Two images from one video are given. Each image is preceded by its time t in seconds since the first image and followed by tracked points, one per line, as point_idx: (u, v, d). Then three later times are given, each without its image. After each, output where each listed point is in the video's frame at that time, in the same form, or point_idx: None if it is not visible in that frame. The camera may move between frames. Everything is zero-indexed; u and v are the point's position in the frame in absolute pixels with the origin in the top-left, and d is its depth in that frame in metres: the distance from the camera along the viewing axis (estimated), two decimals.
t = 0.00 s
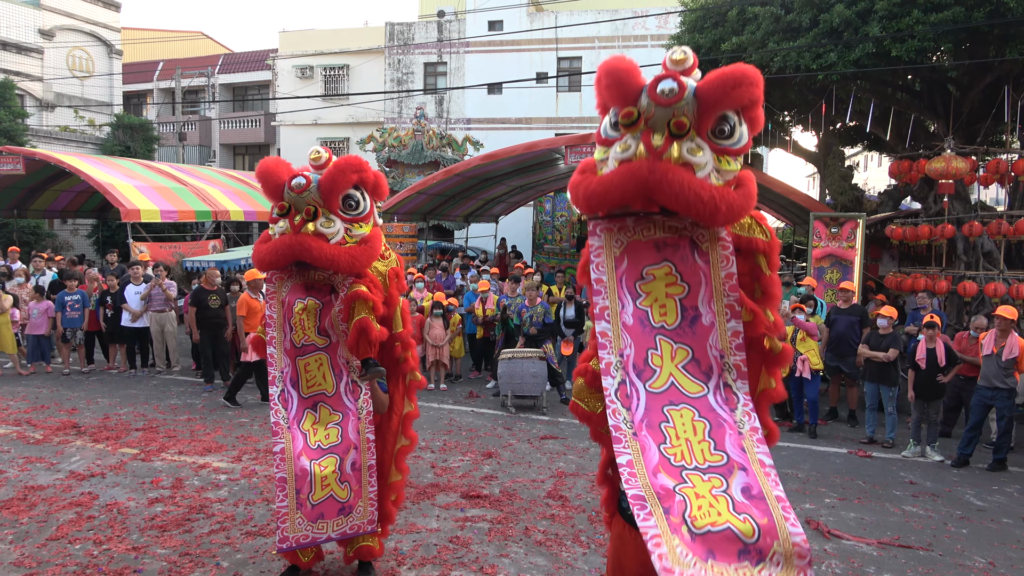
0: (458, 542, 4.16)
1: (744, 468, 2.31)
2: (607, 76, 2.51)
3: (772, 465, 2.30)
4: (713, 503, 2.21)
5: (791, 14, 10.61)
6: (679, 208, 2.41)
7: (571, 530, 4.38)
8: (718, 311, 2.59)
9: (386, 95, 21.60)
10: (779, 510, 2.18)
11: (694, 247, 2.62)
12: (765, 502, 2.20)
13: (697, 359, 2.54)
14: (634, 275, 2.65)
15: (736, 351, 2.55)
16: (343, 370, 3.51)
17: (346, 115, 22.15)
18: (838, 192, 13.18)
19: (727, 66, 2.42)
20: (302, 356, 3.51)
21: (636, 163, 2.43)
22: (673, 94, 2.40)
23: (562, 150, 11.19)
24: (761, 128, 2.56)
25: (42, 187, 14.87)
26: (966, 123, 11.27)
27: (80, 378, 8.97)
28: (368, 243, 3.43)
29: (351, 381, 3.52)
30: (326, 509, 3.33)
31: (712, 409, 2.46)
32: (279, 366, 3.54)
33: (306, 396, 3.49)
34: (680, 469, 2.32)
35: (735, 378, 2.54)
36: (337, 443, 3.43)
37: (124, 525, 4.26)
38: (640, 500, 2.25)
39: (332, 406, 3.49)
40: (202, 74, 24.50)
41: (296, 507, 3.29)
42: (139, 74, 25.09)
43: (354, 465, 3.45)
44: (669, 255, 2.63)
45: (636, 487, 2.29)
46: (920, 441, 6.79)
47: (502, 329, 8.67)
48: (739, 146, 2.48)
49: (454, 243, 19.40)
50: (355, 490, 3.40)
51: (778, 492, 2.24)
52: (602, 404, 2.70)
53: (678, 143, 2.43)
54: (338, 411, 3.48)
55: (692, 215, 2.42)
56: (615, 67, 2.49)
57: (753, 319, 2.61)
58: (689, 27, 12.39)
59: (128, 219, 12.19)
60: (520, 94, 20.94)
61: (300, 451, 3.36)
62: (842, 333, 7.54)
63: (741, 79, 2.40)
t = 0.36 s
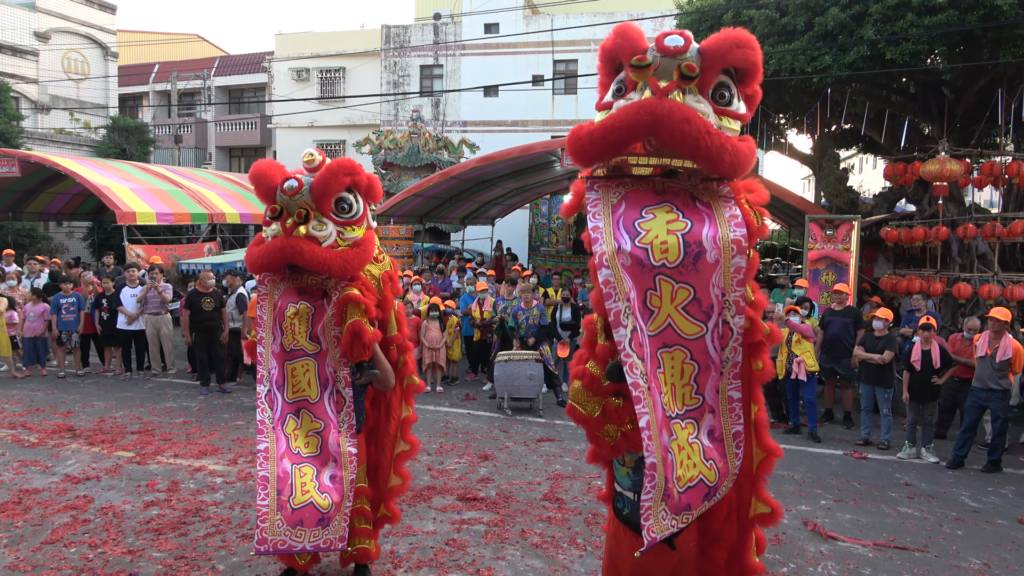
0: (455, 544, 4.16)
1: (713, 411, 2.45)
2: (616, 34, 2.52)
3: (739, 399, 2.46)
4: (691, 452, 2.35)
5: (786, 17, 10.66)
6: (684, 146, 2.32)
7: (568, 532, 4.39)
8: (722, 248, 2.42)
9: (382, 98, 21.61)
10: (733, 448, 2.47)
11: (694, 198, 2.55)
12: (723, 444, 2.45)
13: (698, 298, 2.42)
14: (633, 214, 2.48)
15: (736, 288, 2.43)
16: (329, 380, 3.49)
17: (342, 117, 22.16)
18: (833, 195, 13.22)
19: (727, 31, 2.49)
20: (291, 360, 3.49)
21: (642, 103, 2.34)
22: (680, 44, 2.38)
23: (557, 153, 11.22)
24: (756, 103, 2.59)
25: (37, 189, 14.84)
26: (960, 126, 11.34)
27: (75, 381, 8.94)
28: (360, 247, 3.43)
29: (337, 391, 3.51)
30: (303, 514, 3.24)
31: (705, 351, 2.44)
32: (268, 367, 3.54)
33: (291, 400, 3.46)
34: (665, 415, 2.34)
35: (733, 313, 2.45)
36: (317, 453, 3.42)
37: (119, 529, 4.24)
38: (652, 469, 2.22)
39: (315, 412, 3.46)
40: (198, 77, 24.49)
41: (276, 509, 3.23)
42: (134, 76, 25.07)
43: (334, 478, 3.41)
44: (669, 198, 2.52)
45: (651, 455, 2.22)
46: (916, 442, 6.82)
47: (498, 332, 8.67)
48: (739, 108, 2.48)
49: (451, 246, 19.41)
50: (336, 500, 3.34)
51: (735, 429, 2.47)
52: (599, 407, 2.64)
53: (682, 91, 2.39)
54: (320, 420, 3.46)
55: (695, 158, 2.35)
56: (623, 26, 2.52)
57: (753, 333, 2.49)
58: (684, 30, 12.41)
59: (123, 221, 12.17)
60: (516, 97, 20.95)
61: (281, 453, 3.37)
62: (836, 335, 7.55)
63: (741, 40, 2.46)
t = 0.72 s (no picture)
0: (451, 547, 4.16)
1: (735, 472, 2.34)
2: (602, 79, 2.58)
3: (765, 469, 2.34)
4: (711, 513, 2.30)
5: (783, 20, 10.69)
6: (678, 182, 2.28)
7: (564, 534, 4.39)
8: (719, 301, 2.41)
9: (378, 100, 21.63)
10: (759, 508, 2.37)
11: (694, 240, 2.45)
12: (749, 504, 2.33)
13: (701, 351, 2.34)
14: (635, 265, 2.43)
15: (738, 344, 2.42)
16: (321, 385, 3.46)
17: (339, 119, 22.14)
18: (830, 198, 13.27)
19: (715, 60, 2.46)
20: (285, 364, 3.47)
21: (632, 142, 2.33)
22: (666, 80, 2.39)
23: (554, 155, 11.25)
24: (750, 127, 2.55)
25: (33, 190, 14.80)
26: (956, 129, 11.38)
27: (70, 382, 8.91)
28: (353, 249, 3.42)
29: (329, 396, 3.48)
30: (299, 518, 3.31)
31: (715, 408, 2.33)
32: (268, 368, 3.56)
33: (285, 405, 3.46)
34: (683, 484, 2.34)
35: (740, 371, 2.40)
36: (308, 459, 3.41)
37: (115, 530, 4.23)
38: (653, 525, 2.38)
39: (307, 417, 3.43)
40: (194, 78, 24.48)
41: (278, 506, 3.33)
42: (130, 77, 25.06)
43: (324, 483, 3.43)
44: (669, 245, 2.43)
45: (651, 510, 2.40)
46: (912, 445, 6.83)
47: (495, 334, 8.67)
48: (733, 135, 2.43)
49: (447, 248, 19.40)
50: (326, 507, 3.37)
51: (762, 492, 2.35)
52: (598, 410, 2.64)
53: (674, 125, 2.36)
54: (311, 425, 3.43)
55: (692, 193, 2.30)
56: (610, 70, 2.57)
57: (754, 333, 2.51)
58: (681, 32, 12.44)
59: (119, 223, 12.15)
60: (513, 99, 20.97)
61: (281, 455, 3.44)
62: (831, 337, 7.58)
63: (728, 67, 2.42)
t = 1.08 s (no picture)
0: (448, 549, 4.16)
1: (722, 556, 2.33)
2: (586, 144, 2.51)
3: (750, 547, 2.37)
4: None
5: (779, 22, 10.73)
6: (665, 270, 2.28)
7: (561, 536, 4.39)
8: (709, 376, 2.43)
9: (376, 101, 21.65)
10: None
11: (684, 312, 2.46)
12: None
13: (692, 427, 2.33)
14: (627, 343, 2.43)
15: (728, 419, 2.45)
16: (325, 386, 3.48)
17: (336, 120, 22.15)
18: (826, 200, 13.35)
19: (702, 129, 2.40)
20: (287, 368, 3.48)
21: (619, 229, 2.33)
22: (651, 159, 2.36)
23: (552, 157, 11.26)
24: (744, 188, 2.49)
25: (29, 191, 14.78)
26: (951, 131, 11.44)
27: (66, 384, 8.88)
28: (350, 252, 3.42)
29: (334, 397, 3.51)
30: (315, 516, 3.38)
31: (705, 484, 2.33)
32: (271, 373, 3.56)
33: (291, 408, 3.48)
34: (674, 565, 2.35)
35: (729, 446, 2.43)
36: (318, 460, 3.47)
37: (111, 532, 4.22)
38: None
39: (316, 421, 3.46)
40: (191, 79, 24.47)
41: (304, 508, 3.35)
42: (127, 78, 25.05)
43: (336, 482, 3.50)
44: (660, 321, 2.43)
45: None
46: (907, 447, 6.86)
47: (492, 336, 8.67)
48: (721, 207, 2.40)
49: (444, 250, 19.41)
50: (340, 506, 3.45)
51: None
52: (594, 414, 2.66)
53: (659, 206, 2.34)
54: (318, 427, 3.46)
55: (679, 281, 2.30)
56: (594, 136, 2.49)
57: (750, 335, 2.47)
58: (678, 34, 12.48)
59: (115, 224, 12.12)
60: (510, 100, 21.00)
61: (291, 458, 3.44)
62: (827, 338, 7.59)
63: (715, 140, 2.37)
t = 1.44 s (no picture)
0: (445, 549, 4.15)
1: None
2: (584, 136, 2.51)
3: None
4: None
5: (777, 25, 10.74)
6: (662, 266, 2.26)
7: (558, 537, 4.39)
8: (699, 430, 2.46)
9: (374, 102, 21.63)
10: None
11: (679, 364, 2.43)
12: None
13: (682, 482, 2.38)
14: (619, 392, 2.41)
15: (717, 474, 2.45)
16: (327, 387, 3.48)
17: (334, 120, 22.13)
18: (824, 202, 13.40)
19: (702, 126, 2.42)
20: (289, 369, 3.49)
21: (616, 223, 2.31)
22: (651, 154, 2.36)
23: (549, 158, 11.26)
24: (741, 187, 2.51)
25: (26, 190, 14.74)
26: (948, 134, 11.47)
27: (62, 384, 8.85)
28: (347, 252, 3.42)
29: (334, 396, 3.49)
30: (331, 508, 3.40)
31: (693, 538, 2.37)
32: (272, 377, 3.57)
33: (295, 408, 3.48)
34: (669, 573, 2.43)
35: (717, 500, 2.45)
36: (328, 455, 3.46)
37: (106, 533, 4.21)
38: None
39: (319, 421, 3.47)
40: (188, 78, 24.43)
41: (320, 508, 3.29)
42: (124, 77, 24.99)
43: (349, 475, 3.51)
44: (653, 372, 2.41)
45: None
46: (904, 448, 6.87)
47: (489, 337, 8.66)
48: (719, 204, 2.40)
49: (441, 250, 19.41)
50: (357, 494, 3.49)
51: None
52: (590, 416, 2.54)
53: (657, 202, 2.34)
54: (324, 425, 3.47)
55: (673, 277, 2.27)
56: (593, 128, 2.50)
57: (742, 337, 2.46)
58: (676, 36, 12.50)
59: (112, 224, 12.08)
60: (508, 101, 21.00)
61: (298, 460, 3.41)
62: (824, 340, 7.59)
63: (715, 137, 2.38)
